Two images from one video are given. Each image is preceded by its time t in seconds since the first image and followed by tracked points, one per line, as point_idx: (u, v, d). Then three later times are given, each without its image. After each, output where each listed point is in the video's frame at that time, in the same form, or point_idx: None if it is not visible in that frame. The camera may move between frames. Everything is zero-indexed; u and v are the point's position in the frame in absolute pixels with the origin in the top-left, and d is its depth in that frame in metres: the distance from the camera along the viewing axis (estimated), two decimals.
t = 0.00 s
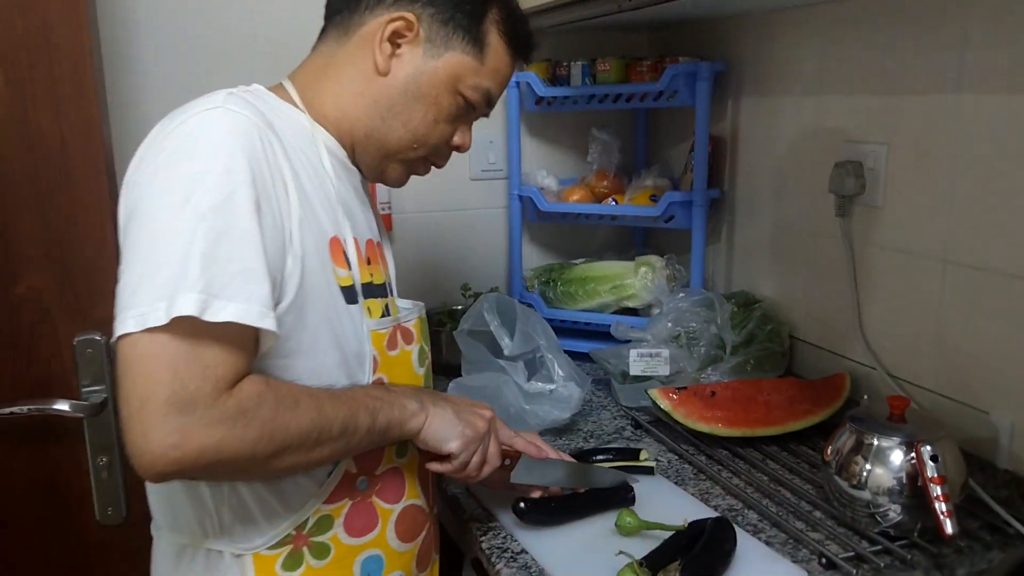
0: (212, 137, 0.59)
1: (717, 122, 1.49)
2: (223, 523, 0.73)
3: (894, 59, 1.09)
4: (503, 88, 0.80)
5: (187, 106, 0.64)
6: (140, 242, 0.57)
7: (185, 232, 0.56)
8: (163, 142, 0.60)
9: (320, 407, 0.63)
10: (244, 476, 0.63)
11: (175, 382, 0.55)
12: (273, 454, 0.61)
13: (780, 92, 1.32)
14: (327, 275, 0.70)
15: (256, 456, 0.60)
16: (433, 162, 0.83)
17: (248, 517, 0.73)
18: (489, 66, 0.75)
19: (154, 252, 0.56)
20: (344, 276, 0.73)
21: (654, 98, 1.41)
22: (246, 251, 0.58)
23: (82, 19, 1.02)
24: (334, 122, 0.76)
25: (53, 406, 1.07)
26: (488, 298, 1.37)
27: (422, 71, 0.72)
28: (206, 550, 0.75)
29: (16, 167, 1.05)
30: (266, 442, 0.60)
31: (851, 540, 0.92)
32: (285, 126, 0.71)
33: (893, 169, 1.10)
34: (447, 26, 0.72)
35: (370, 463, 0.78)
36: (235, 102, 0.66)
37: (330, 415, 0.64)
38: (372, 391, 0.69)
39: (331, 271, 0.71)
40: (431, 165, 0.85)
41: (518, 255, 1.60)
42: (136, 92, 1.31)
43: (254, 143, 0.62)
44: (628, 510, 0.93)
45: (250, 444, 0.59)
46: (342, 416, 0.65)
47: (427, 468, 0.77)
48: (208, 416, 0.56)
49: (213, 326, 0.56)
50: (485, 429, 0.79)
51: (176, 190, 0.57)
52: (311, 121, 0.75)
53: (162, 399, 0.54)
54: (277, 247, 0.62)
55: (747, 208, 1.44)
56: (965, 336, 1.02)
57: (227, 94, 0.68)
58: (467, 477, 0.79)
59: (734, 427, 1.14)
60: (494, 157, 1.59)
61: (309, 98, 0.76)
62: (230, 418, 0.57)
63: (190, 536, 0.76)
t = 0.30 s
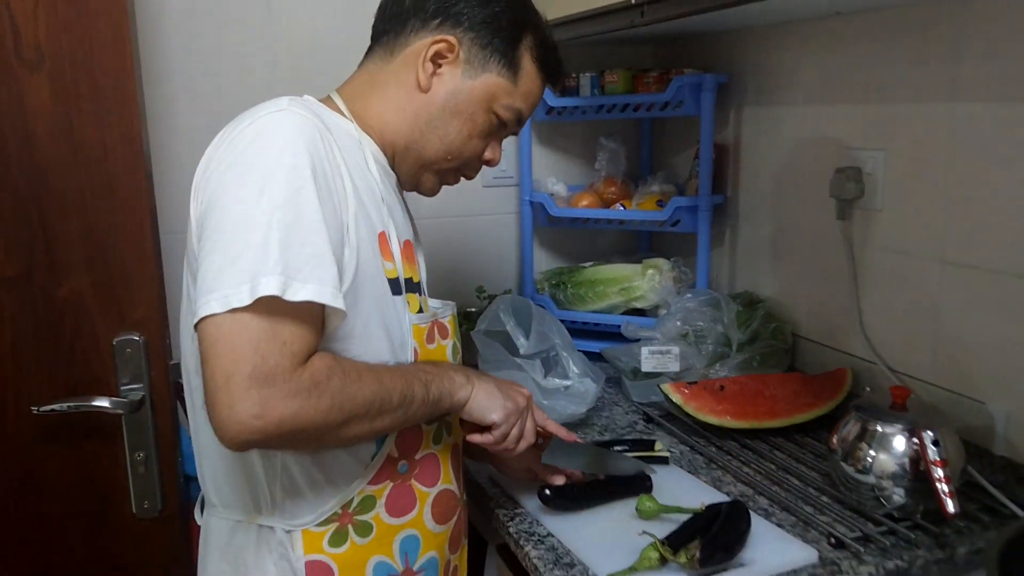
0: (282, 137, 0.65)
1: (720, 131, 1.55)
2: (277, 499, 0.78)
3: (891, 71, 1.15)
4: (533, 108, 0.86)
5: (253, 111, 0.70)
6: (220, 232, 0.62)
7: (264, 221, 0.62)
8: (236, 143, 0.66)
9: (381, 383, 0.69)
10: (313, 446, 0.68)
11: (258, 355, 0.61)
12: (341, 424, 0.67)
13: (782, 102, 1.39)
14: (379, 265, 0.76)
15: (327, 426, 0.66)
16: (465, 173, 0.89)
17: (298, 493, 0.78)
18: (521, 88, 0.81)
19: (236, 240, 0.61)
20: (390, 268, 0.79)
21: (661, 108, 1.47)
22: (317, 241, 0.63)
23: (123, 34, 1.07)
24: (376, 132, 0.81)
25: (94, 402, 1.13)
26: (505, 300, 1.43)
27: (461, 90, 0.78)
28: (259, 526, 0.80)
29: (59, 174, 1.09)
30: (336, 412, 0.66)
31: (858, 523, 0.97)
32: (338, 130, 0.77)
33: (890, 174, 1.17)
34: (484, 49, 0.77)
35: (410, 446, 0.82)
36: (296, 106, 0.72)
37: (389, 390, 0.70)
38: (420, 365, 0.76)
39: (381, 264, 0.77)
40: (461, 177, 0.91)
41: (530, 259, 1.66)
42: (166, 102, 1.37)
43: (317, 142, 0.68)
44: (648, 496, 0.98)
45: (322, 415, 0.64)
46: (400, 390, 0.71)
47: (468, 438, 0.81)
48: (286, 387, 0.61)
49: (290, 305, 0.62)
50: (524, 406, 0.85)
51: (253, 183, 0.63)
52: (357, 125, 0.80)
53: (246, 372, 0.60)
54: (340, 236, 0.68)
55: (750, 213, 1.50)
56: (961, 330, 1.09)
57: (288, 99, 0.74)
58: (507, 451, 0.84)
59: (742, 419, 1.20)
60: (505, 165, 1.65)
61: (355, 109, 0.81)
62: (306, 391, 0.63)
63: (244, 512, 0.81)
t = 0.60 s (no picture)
0: (313, 127, 0.72)
1: (709, 130, 1.61)
2: (299, 472, 0.85)
3: (872, 71, 1.21)
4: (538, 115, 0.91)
5: (284, 106, 0.76)
6: (261, 213, 0.68)
7: (302, 203, 0.68)
8: (270, 133, 0.72)
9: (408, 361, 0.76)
10: (345, 415, 0.74)
11: (298, 324, 0.67)
12: (372, 393, 0.73)
13: (768, 101, 1.44)
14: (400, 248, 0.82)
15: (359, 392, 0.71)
16: (472, 173, 0.94)
17: (317, 466, 0.84)
18: (528, 95, 0.86)
19: (277, 220, 0.68)
20: (408, 254, 0.85)
21: (652, 109, 1.52)
22: (349, 223, 0.70)
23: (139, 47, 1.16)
24: (391, 131, 0.86)
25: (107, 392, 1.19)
26: (503, 293, 1.48)
27: (472, 94, 0.83)
28: (281, 498, 0.86)
29: (78, 175, 1.16)
30: (366, 380, 0.71)
31: (842, 499, 1.03)
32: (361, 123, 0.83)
33: (871, 170, 1.23)
34: (496, 58, 0.82)
35: (422, 426, 0.88)
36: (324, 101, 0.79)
37: (416, 364, 0.76)
38: (441, 345, 0.83)
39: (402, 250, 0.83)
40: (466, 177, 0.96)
41: (526, 256, 1.71)
42: (173, 104, 1.42)
43: (345, 133, 0.75)
44: (643, 476, 1.04)
45: (354, 383, 0.70)
46: (425, 363, 0.78)
47: (481, 414, 0.88)
48: (323, 354, 0.67)
49: (327, 278, 0.68)
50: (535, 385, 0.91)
51: (290, 169, 0.69)
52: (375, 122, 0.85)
53: (286, 340, 0.66)
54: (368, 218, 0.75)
55: (738, 209, 1.56)
56: (939, 318, 1.14)
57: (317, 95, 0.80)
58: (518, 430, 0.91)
59: (732, 405, 1.26)
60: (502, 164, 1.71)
61: (371, 109, 0.86)
62: (343, 358, 0.69)
63: (267, 485, 0.87)
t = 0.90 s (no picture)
0: (330, 127, 0.77)
1: (698, 134, 1.66)
2: (311, 457, 0.89)
3: (854, 78, 1.26)
4: (531, 124, 0.96)
5: (298, 108, 0.81)
6: (283, 208, 0.73)
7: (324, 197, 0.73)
8: (288, 133, 0.77)
9: (428, 354, 0.81)
10: (364, 400, 0.79)
11: (323, 311, 0.72)
12: (393, 379, 0.78)
13: (755, 107, 1.50)
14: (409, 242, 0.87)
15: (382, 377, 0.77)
16: (469, 177, 0.98)
17: (328, 451, 0.89)
18: (523, 105, 0.91)
19: (300, 213, 0.73)
20: (414, 249, 0.89)
21: (643, 113, 1.58)
22: (364, 215, 0.75)
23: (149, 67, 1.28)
24: (396, 136, 0.90)
25: (117, 388, 1.31)
26: (500, 292, 1.53)
27: (471, 103, 0.88)
28: (292, 481, 0.91)
29: (93, 189, 1.28)
30: (387, 367, 0.77)
31: (825, 487, 1.07)
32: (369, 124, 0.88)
33: (853, 172, 1.28)
34: (494, 69, 0.87)
35: (426, 414, 0.93)
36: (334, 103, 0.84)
37: (434, 357, 0.82)
38: (459, 344, 0.88)
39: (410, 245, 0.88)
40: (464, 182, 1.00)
41: (520, 256, 1.76)
42: (178, 109, 1.46)
43: (359, 132, 0.80)
44: (635, 465, 1.09)
45: (377, 369, 0.76)
46: (442, 359, 0.83)
47: (492, 412, 0.93)
48: (347, 341, 0.73)
49: (349, 266, 0.74)
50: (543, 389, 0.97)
51: (311, 165, 0.74)
52: (381, 127, 0.89)
53: (313, 326, 0.71)
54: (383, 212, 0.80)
55: (726, 211, 1.61)
56: (916, 314, 1.20)
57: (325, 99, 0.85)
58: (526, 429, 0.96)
59: (720, 399, 1.31)
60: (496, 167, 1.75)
61: (376, 115, 0.90)
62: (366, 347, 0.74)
63: (279, 470, 0.92)
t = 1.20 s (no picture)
0: (319, 129, 0.79)
1: (690, 137, 1.69)
2: (308, 450, 0.92)
3: (841, 83, 1.29)
4: (519, 127, 0.98)
5: (288, 112, 0.83)
6: (273, 206, 0.75)
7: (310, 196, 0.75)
8: (278, 135, 0.79)
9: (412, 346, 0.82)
10: (348, 390, 0.80)
11: (307, 300, 0.73)
12: (376, 369, 0.79)
13: (745, 110, 1.52)
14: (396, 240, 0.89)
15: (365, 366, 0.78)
16: (457, 178, 1.00)
17: (325, 444, 0.91)
18: (510, 107, 0.93)
19: (289, 210, 0.75)
20: (406, 247, 0.92)
21: (635, 117, 1.60)
22: (353, 213, 0.77)
23: (150, 72, 1.30)
24: (386, 137, 0.92)
25: (118, 386, 1.34)
26: (495, 292, 1.56)
27: (458, 104, 0.90)
28: (289, 474, 0.93)
29: (96, 191, 1.30)
30: (371, 357, 0.78)
31: (813, 481, 1.10)
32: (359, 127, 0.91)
33: (839, 174, 1.31)
34: (481, 71, 0.90)
35: (421, 407, 0.95)
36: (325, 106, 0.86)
37: (419, 350, 0.83)
38: (442, 336, 0.89)
39: (400, 243, 0.90)
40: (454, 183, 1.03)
41: (516, 258, 1.79)
42: (177, 113, 1.49)
43: (347, 134, 0.82)
44: (627, 460, 1.11)
45: (360, 358, 0.77)
46: (425, 350, 0.84)
47: (478, 406, 0.95)
48: (331, 329, 0.74)
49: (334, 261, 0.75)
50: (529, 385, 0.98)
51: (299, 166, 0.76)
52: (371, 129, 0.91)
53: (296, 314, 0.73)
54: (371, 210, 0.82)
55: (718, 212, 1.64)
56: (902, 313, 1.22)
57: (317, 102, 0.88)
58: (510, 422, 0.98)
59: (711, 397, 1.33)
60: (491, 170, 1.78)
61: (366, 117, 0.93)
62: (348, 335, 0.75)
63: (278, 464, 0.94)
